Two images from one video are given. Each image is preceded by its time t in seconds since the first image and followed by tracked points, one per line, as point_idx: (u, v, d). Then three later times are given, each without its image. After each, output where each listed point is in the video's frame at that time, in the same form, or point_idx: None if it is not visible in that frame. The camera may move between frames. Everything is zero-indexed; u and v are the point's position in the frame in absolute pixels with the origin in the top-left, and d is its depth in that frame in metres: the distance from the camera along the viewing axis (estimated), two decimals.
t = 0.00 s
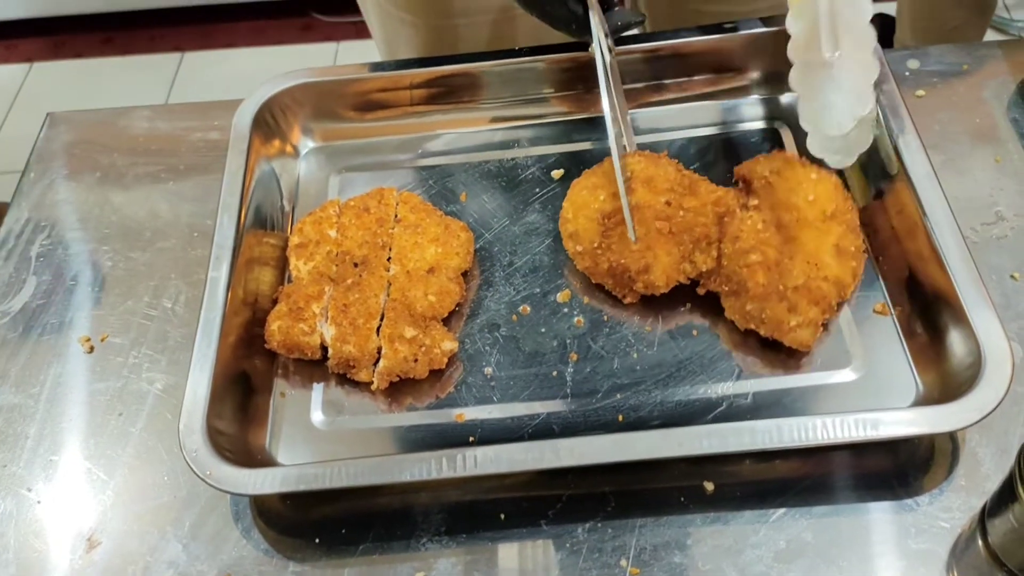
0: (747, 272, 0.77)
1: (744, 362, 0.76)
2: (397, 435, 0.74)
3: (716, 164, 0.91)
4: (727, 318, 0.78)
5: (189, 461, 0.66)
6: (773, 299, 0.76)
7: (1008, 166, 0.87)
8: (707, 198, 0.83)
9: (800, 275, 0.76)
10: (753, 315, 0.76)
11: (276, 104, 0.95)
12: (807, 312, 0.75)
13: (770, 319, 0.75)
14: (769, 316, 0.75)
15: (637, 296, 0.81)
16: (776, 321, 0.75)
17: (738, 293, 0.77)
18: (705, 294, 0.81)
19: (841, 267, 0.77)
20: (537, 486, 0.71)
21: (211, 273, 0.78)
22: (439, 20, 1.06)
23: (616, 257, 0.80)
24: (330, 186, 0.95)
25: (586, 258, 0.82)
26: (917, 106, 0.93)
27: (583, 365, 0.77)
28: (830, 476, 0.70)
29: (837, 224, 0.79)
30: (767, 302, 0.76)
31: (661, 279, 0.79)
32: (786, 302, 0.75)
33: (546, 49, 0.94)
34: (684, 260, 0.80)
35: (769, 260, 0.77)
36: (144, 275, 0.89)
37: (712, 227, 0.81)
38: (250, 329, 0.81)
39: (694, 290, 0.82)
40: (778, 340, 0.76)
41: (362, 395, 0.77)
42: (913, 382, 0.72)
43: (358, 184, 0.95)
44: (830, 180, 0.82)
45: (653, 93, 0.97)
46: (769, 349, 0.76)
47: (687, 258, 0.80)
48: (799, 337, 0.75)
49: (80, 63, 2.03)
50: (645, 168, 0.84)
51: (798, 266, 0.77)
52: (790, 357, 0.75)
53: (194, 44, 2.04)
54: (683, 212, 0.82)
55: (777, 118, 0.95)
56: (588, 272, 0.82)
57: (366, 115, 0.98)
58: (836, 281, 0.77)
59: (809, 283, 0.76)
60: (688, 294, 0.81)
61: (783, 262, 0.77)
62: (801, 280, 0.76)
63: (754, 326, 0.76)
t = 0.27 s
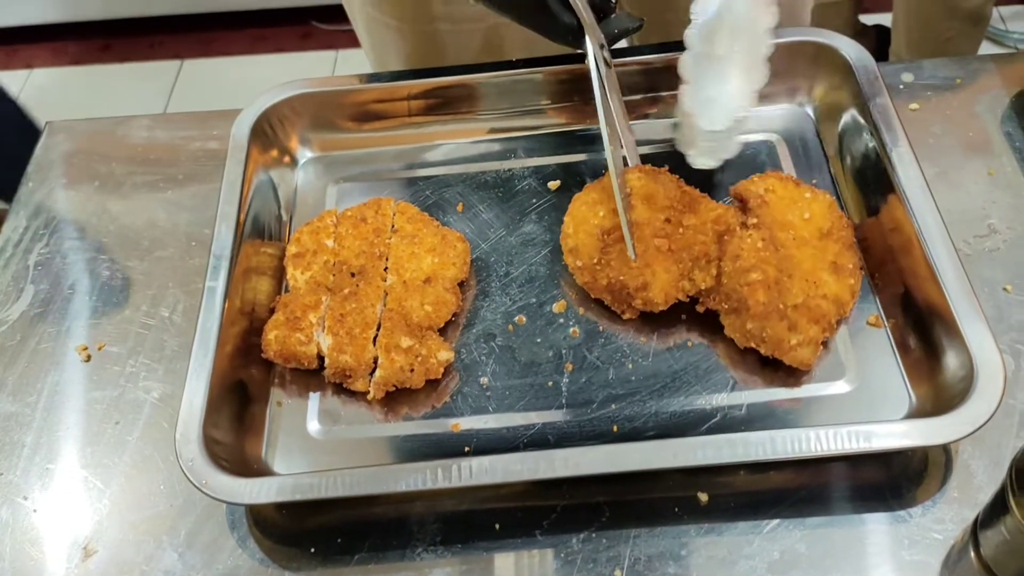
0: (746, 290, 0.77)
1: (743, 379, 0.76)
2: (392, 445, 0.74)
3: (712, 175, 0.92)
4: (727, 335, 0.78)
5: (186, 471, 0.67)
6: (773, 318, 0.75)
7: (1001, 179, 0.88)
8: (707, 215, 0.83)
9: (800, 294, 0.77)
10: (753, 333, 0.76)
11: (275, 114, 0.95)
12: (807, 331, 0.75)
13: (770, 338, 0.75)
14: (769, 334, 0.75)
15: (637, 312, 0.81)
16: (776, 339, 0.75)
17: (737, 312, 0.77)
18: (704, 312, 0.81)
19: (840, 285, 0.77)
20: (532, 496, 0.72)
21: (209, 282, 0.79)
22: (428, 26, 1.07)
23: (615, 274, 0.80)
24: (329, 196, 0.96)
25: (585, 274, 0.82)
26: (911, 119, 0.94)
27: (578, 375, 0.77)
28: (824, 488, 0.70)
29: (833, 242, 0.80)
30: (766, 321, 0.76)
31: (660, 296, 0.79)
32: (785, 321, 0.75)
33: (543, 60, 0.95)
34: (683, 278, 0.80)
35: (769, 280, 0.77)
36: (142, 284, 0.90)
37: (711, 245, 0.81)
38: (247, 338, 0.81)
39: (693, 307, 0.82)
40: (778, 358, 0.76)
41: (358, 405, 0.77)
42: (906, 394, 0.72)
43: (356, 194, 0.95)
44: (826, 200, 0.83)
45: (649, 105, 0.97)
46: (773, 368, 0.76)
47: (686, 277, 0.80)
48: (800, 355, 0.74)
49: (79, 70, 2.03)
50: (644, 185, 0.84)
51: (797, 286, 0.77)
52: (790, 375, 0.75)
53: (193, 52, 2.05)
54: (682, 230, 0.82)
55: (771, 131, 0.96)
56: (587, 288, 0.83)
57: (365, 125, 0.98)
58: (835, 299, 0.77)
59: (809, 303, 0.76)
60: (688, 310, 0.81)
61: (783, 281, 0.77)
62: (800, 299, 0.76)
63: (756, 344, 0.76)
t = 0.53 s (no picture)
0: (745, 294, 0.77)
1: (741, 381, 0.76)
2: (391, 445, 0.74)
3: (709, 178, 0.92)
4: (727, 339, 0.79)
5: (185, 469, 0.67)
6: (772, 323, 0.75)
7: (997, 183, 0.88)
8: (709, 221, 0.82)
9: (800, 300, 0.77)
10: (752, 337, 0.76)
11: (274, 116, 0.96)
12: (805, 336, 0.75)
13: (769, 342, 0.75)
14: (767, 339, 0.75)
15: (637, 315, 0.81)
16: (774, 344, 0.75)
17: (736, 317, 0.77)
18: (704, 316, 0.81)
19: (843, 294, 0.77)
20: (530, 496, 0.72)
21: (209, 282, 0.79)
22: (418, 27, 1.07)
23: (616, 277, 0.80)
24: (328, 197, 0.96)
25: (586, 277, 0.82)
26: (908, 123, 0.94)
27: (576, 376, 0.78)
28: (821, 489, 0.70)
29: (838, 250, 0.80)
30: (765, 325, 0.75)
31: (660, 301, 0.79)
32: (784, 325, 0.75)
33: (543, 64, 0.95)
34: (684, 282, 0.80)
35: (769, 285, 0.77)
36: (141, 285, 0.90)
37: (713, 250, 0.81)
38: (246, 339, 0.82)
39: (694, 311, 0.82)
40: (776, 363, 0.75)
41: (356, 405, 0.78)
42: (902, 397, 0.73)
43: (355, 196, 0.96)
44: (833, 207, 0.82)
45: (648, 108, 0.98)
46: (772, 372, 0.76)
47: (687, 281, 0.80)
48: (800, 360, 0.74)
49: (79, 73, 2.04)
50: (647, 190, 0.83)
51: (798, 292, 0.77)
52: (790, 380, 0.76)
53: (193, 56, 2.05)
54: (685, 235, 0.82)
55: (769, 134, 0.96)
56: (587, 290, 0.83)
57: (364, 128, 0.99)
58: (835, 306, 0.77)
59: (808, 309, 0.76)
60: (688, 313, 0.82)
61: (783, 287, 0.77)
62: (799, 305, 0.76)
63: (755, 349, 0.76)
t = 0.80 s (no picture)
0: (733, 305, 0.76)
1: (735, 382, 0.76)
2: (391, 442, 0.74)
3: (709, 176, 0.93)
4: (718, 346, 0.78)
5: (185, 465, 0.67)
6: (757, 336, 0.75)
7: (997, 183, 0.88)
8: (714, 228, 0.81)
9: (790, 315, 0.76)
10: (737, 348, 0.75)
11: (275, 114, 0.96)
12: (791, 351, 0.74)
13: (753, 355, 0.75)
14: (751, 351, 0.75)
15: (630, 319, 0.81)
16: (757, 357, 0.74)
17: (724, 328, 0.77)
18: (697, 323, 0.80)
19: (840, 313, 0.76)
20: (530, 493, 0.72)
21: (210, 279, 0.79)
22: (418, 29, 1.07)
23: (611, 281, 0.80)
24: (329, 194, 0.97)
25: (580, 279, 0.82)
26: (908, 123, 0.94)
27: (576, 374, 0.78)
28: (820, 487, 0.70)
29: (843, 266, 0.78)
30: (749, 338, 0.75)
31: (653, 308, 0.79)
32: (769, 339, 0.75)
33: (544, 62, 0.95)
34: (678, 288, 0.80)
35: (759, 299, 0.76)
36: (143, 282, 0.90)
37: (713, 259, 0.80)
38: (247, 335, 0.82)
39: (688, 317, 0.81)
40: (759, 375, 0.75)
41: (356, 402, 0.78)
42: (901, 396, 0.73)
43: (356, 194, 0.96)
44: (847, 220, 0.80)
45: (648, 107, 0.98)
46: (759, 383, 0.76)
47: (682, 287, 0.80)
48: (783, 375, 0.73)
49: (81, 72, 2.04)
50: (651, 195, 0.84)
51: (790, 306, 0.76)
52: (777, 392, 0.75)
53: (194, 55, 2.06)
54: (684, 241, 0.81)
55: (769, 133, 0.97)
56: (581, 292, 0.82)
57: (365, 126, 0.99)
58: (828, 324, 0.75)
59: (797, 325, 0.75)
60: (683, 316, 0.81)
61: (775, 302, 0.76)
62: (788, 320, 0.75)
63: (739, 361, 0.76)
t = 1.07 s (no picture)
0: (729, 307, 0.76)
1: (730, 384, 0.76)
2: (391, 442, 0.74)
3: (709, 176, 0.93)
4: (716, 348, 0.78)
5: (185, 465, 0.67)
6: (751, 338, 0.75)
7: (998, 183, 0.88)
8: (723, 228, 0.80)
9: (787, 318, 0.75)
10: (730, 348, 0.75)
11: (276, 114, 0.96)
12: (784, 356, 0.73)
13: (746, 355, 0.74)
14: (743, 353, 0.74)
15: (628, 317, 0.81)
16: (749, 359, 0.74)
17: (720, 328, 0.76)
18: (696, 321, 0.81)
19: (842, 318, 0.75)
20: (530, 493, 0.72)
21: (210, 279, 0.79)
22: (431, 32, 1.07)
23: (609, 279, 0.80)
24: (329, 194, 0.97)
25: (580, 275, 0.82)
26: (909, 123, 0.94)
27: (576, 374, 0.78)
28: (821, 487, 0.70)
29: (853, 269, 0.77)
30: (743, 340, 0.75)
31: (652, 306, 0.79)
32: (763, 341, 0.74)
33: (545, 61, 0.95)
34: (677, 286, 0.80)
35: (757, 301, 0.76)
36: (143, 281, 0.90)
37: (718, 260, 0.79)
38: (247, 335, 0.82)
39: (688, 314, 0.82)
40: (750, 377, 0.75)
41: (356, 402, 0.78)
42: (902, 396, 0.73)
43: (356, 194, 0.96)
44: (866, 221, 0.79)
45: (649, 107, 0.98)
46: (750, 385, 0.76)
47: (682, 284, 0.80)
48: (774, 379, 0.73)
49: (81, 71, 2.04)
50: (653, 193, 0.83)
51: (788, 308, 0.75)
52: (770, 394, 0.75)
53: (195, 55, 2.06)
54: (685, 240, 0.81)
55: (769, 134, 0.97)
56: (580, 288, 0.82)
57: (366, 126, 0.99)
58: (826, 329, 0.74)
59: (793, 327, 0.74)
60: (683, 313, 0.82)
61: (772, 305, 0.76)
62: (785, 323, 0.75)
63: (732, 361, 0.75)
